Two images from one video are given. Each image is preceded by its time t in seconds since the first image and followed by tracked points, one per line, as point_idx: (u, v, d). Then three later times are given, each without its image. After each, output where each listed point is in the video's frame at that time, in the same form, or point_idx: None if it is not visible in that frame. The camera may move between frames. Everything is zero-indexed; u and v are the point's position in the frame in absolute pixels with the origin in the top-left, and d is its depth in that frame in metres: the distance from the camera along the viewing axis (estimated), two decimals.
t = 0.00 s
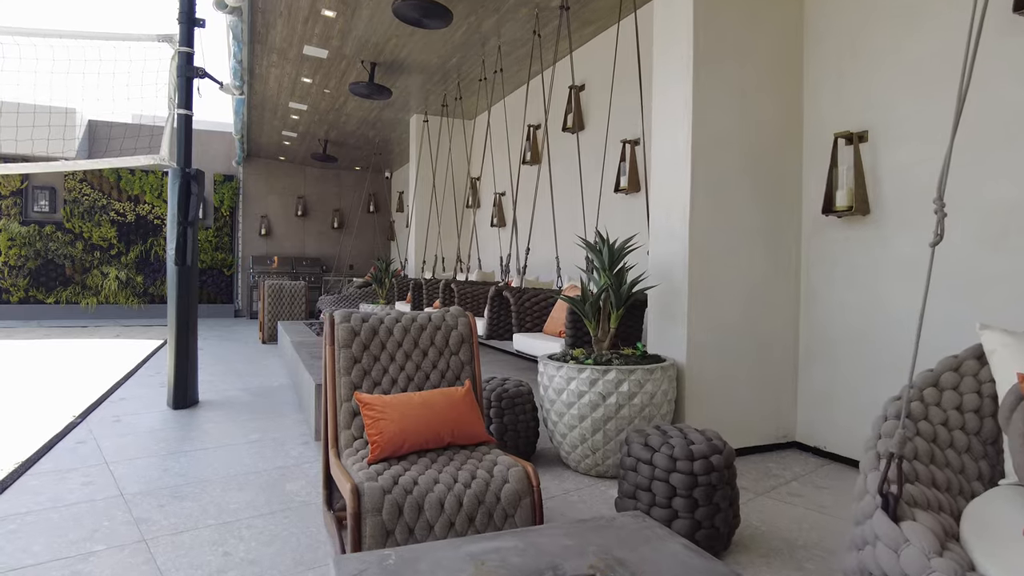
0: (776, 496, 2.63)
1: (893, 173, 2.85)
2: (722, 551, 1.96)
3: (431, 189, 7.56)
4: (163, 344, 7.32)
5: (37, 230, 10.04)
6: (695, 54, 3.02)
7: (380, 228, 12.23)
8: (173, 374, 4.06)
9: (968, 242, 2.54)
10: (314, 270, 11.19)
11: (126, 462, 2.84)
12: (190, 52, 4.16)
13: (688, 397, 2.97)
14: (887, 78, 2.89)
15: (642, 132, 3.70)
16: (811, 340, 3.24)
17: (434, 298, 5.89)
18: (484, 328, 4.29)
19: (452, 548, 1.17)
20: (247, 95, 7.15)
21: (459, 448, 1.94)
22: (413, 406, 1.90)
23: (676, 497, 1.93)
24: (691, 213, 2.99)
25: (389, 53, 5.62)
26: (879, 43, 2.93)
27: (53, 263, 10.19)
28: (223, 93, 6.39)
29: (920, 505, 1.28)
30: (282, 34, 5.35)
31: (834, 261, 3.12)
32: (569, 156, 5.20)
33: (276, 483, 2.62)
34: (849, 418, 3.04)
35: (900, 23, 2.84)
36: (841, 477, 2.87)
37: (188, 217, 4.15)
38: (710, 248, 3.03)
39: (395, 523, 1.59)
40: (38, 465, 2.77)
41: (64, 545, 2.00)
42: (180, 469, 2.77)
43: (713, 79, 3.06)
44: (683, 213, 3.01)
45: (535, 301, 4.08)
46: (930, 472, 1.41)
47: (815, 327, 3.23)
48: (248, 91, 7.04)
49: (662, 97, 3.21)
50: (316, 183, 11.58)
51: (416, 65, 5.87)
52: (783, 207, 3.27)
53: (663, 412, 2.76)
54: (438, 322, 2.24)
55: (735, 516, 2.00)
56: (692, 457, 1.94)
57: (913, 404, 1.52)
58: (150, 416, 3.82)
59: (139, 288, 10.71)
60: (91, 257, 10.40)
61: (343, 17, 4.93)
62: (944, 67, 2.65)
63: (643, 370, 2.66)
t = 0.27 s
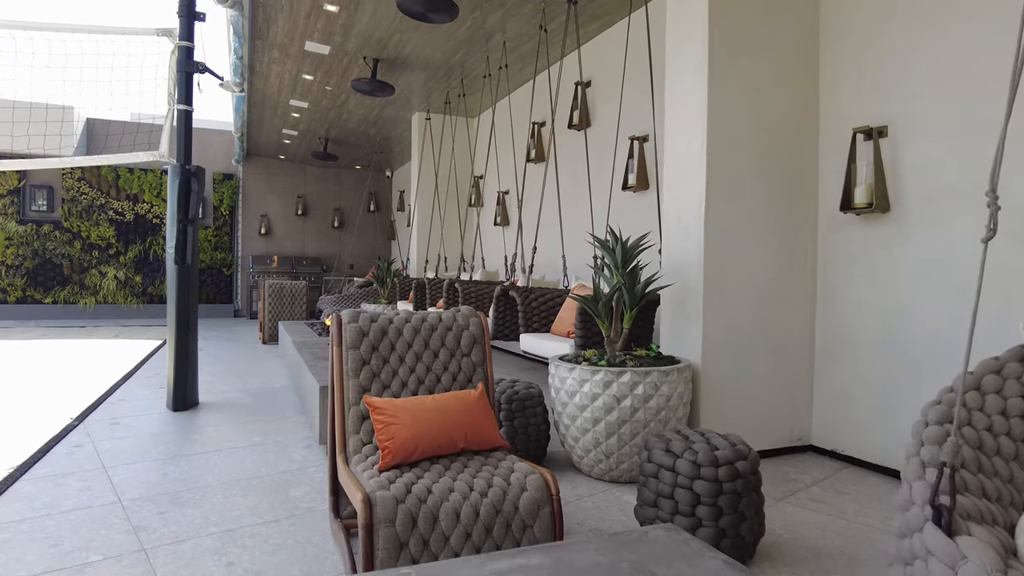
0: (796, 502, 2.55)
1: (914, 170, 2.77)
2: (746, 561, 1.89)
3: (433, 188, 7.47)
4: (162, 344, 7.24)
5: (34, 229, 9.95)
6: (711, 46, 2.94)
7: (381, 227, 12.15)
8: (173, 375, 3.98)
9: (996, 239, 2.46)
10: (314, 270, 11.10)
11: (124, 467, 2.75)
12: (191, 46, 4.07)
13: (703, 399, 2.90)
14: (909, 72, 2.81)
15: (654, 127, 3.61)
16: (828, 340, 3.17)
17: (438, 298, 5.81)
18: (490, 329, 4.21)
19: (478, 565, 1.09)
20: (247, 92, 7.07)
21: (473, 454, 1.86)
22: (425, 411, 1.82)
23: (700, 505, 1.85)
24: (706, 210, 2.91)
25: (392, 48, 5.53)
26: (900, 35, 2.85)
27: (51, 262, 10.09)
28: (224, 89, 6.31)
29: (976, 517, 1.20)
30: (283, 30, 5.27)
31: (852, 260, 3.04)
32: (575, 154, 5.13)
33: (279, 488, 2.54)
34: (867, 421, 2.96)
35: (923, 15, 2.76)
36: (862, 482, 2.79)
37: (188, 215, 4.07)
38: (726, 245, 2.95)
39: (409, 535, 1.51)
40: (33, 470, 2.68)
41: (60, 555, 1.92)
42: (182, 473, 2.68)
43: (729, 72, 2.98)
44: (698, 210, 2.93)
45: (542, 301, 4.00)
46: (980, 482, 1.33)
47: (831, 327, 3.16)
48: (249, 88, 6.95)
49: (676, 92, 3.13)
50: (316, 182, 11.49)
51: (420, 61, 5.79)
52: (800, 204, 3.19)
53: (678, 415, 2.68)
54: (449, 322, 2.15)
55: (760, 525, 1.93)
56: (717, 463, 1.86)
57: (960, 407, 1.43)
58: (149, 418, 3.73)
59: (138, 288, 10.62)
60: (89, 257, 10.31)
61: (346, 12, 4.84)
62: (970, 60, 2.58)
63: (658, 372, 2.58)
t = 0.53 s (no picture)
0: (817, 510, 2.48)
1: (935, 167, 2.69)
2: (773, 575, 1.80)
3: (435, 187, 7.39)
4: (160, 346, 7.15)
5: (31, 228, 9.84)
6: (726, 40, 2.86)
7: (381, 227, 12.05)
8: (172, 378, 3.89)
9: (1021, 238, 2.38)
10: (314, 270, 11.01)
11: (122, 474, 2.66)
12: (190, 42, 3.99)
13: (718, 403, 2.82)
14: (929, 67, 2.73)
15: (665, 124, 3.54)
16: (844, 341, 3.09)
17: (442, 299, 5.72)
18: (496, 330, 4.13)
19: None
20: (247, 90, 6.97)
21: (488, 464, 1.78)
22: (439, 418, 1.74)
23: (726, 516, 1.77)
24: (720, 208, 2.83)
25: (394, 45, 5.45)
26: (920, 29, 2.77)
27: (48, 262, 9.99)
28: (223, 87, 6.22)
29: None
30: (284, 26, 5.18)
31: (870, 261, 2.96)
32: (581, 152, 5.05)
33: (283, 496, 2.45)
34: (886, 425, 2.88)
35: (945, 8, 2.68)
36: (882, 488, 2.70)
37: (188, 214, 3.98)
38: (741, 244, 2.87)
39: (424, 551, 1.42)
40: (28, 477, 2.59)
41: (55, 569, 1.83)
42: (182, 480, 2.60)
43: (744, 66, 2.90)
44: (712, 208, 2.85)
45: (549, 302, 3.91)
46: None
47: (848, 328, 3.08)
48: (248, 86, 6.85)
49: (690, 87, 3.05)
50: (315, 182, 11.39)
51: (422, 58, 5.70)
52: (815, 203, 3.11)
53: (694, 420, 2.60)
54: (461, 325, 2.07)
55: (787, 537, 1.84)
56: (743, 473, 1.78)
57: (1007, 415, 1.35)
58: (148, 422, 3.64)
59: (136, 288, 10.52)
60: (86, 257, 10.20)
61: (348, 8, 4.76)
62: (995, 54, 2.50)
63: (675, 377, 2.51)
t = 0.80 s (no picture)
0: (838, 519, 2.40)
1: (958, 166, 2.62)
2: None
3: (436, 187, 7.30)
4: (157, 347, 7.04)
5: (25, 228, 9.72)
6: (742, 35, 2.78)
7: (380, 227, 11.96)
8: (170, 382, 3.81)
9: None
10: (312, 270, 10.91)
11: (118, 482, 2.57)
12: (188, 37, 3.90)
13: (734, 409, 2.74)
14: (951, 63, 2.66)
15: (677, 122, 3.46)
16: (861, 344, 3.02)
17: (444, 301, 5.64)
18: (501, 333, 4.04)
19: None
20: (245, 87, 6.88)
21: (505, 476, 1.70)
22: (453, 429, 1.65)
23: (754, 530, 1.69)
24: (737, 208, 2.76)
25: (395, 43, 5.36)
26: (942, 24, 2.70)
27: (43, 262, 9.87)
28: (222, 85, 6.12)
29: None
30: (284, 22, 5.09)
31: (889, 262, 2.88)
32: (586, 151, 4.97)
33: (286, 506, 2.36)
34: (906, 432, 2.81)
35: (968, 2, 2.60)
36: (903, 497, 2.62)
37: (186, 214, 3.89)
38: (757, 245, 2.80)
39: (442, 572, 1.34)
40: (21, 486, 2.50)
41: None
42: (181, 489, 2.51)
43: (761, 62, 2.83)
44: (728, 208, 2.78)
45: (556, 305, 3.83)
46: None
47: (865, 331, 3.00)
48: (247, 84, 6.76)
49: (704, 84, 2.98)
50: (314, 181, 11.29)
51: (424, 56, 5.62)
52: (832, 203, 3.04)
53: (711, 427, 2.52)
54: (473, 330, 1.99)
55: (816, 552, 1.76)
56: (771, 485, 1.70)
57: None
58: (145, 427, 3.54)
59: (132, 288, 10.41)
60: (82, 257, 10.09)
61: (350, 4, 4.67)
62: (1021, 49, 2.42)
63: (692, 383, 2.43)
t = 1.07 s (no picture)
0: (859, 526, 2.32)
1: (980, 164, 2.55)
2: None
3: (435, 185, 7.21)
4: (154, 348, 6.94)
5: (19, 227, 9.60)
6: (757, 30, 2.70)
7: (379, 227, 11.86)
8: (167, 385, 3.71)
9: None
10: (310, 270, 10.81)
11: (114, 490, 2.48)
12: (186, 31, 3.80)
13: (750, 414, 2.67)
14: (974, 58, 2.58)
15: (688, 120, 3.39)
16: (878, 346, 2.95)
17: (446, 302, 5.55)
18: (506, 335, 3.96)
19: None
20: (243, 85, 6.78)
21: (522, 487, 1.61)
22: (468, 438, 1.57)
23: (782, 544, 1.61)
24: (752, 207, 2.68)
25: (396, 40, 5.28)
26: (964, 18, 2.62)
27: (37, 262, 9.76)
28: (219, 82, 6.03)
29: None
30: (283, 19, 5.00)
31: (907, 263, 2.81)
32: (591, 150, 4.90)
33: (289, 516, 2.27)
34: (925, 436, 2.74)
35: None
36: (924, 504, 2.54)
37: (184, 213, 3.79)
38: (772, 244, 2.73)
39: None
40: (11, 495, 2.40)
41: None
42: (180, 498, 2.42)
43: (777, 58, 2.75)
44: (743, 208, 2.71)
45: (562, 305, 3.75)
46: None
47: (882, 332, 2.93)
48: (244, 81, 6.66)
49: (718, 81, 2.90)
50: (312, 180, 11.19)
51: (425, 53, 5.53)
52: (847, 202, 2.97)
53: (727, 433, 2.44)
54: (486, 333, 1.91)
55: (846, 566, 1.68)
56: (800, 496, 1.62)
57: None
58: (142, 432, 3.45)
59: (128, 289, 10.29)
60: (77, 257, 9.97)
61: None
62: None
63: (709, 387, 2.35)
